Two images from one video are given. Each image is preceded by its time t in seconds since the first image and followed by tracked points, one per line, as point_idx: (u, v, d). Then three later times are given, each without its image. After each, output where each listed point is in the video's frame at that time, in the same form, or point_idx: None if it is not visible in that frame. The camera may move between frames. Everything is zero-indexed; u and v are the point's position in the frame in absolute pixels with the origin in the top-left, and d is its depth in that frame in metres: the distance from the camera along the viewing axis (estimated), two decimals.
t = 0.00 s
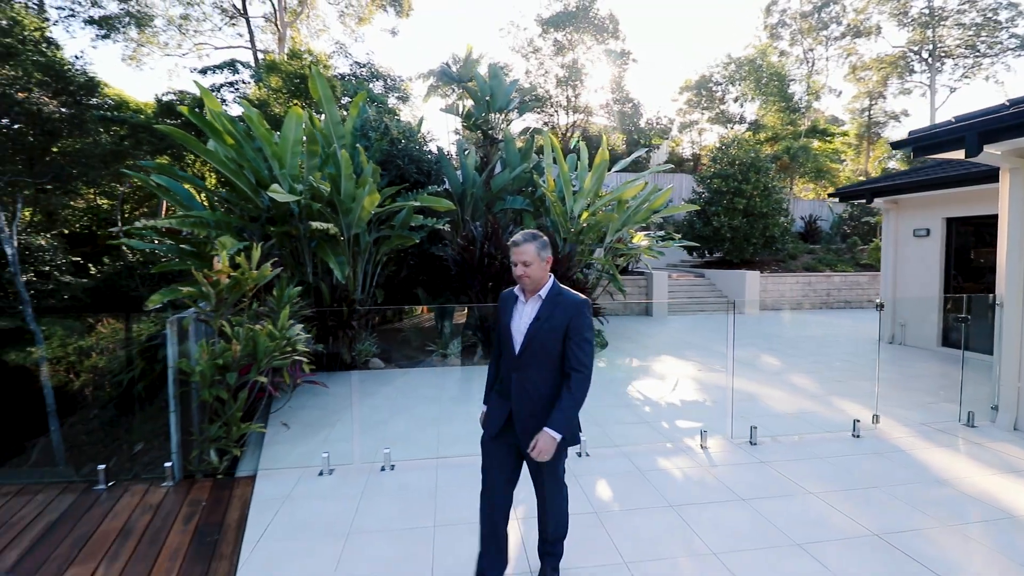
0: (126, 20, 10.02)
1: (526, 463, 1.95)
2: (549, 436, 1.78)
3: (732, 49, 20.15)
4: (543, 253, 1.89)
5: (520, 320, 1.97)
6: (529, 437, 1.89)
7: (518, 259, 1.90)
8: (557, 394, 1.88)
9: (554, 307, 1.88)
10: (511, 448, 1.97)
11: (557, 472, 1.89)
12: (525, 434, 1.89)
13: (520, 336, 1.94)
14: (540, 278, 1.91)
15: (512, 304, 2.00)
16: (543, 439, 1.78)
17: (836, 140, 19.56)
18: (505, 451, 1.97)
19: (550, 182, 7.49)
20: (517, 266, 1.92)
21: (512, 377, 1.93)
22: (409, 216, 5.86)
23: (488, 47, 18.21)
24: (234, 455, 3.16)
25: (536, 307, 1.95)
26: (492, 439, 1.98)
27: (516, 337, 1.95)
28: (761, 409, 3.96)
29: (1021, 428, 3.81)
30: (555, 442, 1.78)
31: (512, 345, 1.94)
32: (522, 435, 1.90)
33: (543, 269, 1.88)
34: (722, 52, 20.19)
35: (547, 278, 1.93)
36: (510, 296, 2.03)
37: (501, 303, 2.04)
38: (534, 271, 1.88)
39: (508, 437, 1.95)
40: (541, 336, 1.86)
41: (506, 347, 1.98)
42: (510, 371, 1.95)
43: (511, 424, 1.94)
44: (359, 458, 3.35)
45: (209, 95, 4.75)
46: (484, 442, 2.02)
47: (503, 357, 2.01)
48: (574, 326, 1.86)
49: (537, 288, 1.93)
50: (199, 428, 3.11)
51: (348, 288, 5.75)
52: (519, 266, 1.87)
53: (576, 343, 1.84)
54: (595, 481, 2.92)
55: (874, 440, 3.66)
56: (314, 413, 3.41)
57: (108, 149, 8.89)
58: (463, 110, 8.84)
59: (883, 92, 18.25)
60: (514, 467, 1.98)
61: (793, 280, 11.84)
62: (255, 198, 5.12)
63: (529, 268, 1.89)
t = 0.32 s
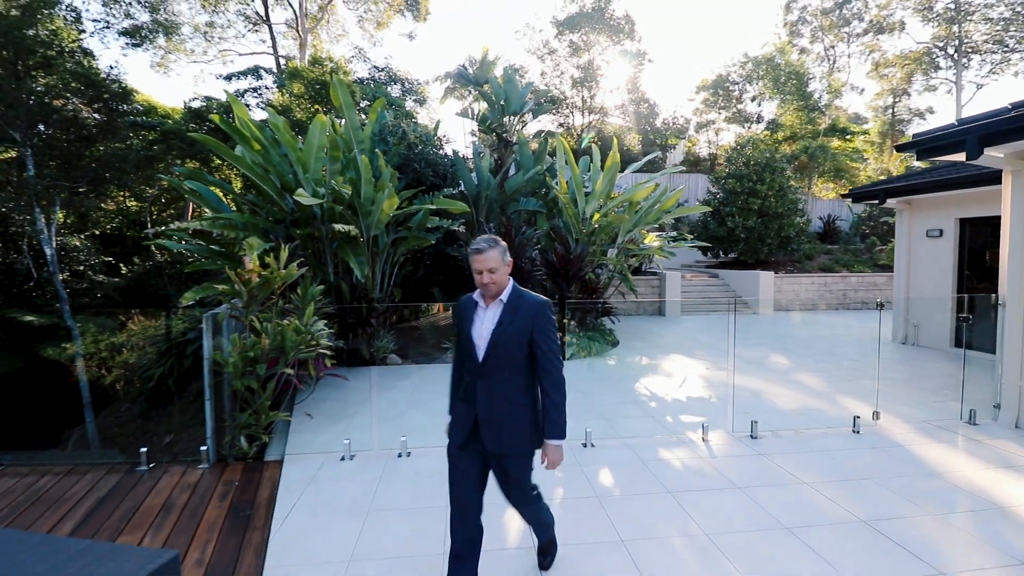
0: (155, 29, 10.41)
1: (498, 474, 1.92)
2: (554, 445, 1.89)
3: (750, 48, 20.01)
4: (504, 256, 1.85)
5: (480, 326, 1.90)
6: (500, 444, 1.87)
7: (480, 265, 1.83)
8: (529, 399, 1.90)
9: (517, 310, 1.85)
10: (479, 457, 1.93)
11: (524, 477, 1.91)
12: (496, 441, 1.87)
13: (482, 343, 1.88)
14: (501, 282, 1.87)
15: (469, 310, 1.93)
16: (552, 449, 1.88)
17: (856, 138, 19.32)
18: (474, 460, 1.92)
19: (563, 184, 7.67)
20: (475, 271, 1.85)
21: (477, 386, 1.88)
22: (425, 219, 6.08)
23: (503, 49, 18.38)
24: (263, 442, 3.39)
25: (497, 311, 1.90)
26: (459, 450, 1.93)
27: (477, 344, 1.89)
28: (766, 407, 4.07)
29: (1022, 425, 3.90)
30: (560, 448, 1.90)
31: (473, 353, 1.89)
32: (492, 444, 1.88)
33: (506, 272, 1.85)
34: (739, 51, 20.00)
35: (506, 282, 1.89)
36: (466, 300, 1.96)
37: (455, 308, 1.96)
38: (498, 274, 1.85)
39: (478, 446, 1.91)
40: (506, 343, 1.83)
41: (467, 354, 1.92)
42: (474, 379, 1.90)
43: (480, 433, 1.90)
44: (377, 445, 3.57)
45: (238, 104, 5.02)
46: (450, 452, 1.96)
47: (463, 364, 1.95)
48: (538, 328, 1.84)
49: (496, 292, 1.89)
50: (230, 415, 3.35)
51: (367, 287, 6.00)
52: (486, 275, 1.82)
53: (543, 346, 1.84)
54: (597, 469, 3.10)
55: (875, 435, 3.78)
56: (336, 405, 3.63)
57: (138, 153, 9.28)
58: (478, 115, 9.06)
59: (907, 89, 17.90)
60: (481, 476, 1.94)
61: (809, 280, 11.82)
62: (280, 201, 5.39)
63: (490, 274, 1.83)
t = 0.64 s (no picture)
0: (182, 38, 10.84)
1: (472, 474, 1.92)
2: (539, 432, 1.95)
3: (766, 46, 19.91)
4: (482, 254, 1.88)
5: (461, 322, 1.95)
6: (481, 441, 1.89)
7: (461, 265, 1.86)
8: (508, 393, 1.96)
9: (494, 308, 1.92)
10: (460, 454, 1.95)
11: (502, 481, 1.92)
12: (478, 438, 1.89)
13: (461, 341, 1.93)
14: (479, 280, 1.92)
15: (446, 309, 1.95)
16: (536, 434, 1.94)
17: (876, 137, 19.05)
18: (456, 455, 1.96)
19: (574, 186, 7.85)
20: (455, 270, 1.88)
21: (457, 383, 1.92)
22: (439, 221, 6.32)
23: (517, 51, 18.56)
24: (289, 429, 3.64)
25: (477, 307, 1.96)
26: (444, 445, 1.98)
27: (457, 342, 1.93)
28: (765, 405, 4.25)
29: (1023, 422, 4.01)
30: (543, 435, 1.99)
31: (453, 351, 1.92)
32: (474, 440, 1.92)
33: (486, 269, 1.89)
34: (755, 50, 19.82)
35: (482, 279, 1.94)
36: (439, 298, 1.97)
37: (429, 307, 1.96)
38: (480, 272, 1.89)
39: (460, 442, 1.95)
40: (486, 340, 1.89)
41: (444, 353, 1.94)
42: (453, 377, 1.93)
43: (462, 430, 1.93)
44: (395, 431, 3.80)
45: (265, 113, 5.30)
46: (440, 451, 1.99)
47: (439, 363, 1.97)
48: (516, 324, 1.92)
49: (473, 291, 1.94)
50: (259, 403, 3.60)
51: (384, 286, 6.24)
52: (473, 270, 1.84)
53: (521, 341, 1.92)
54: (600, 457, 3.29)
55: (874, 430, 3.90)
56: (355, 397, 3.87)
57: (168, 158, 9.81)
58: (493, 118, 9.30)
59: (931, 85, 17.58)
60: (461, 473, 1.97)
61: (823, 281, 11.79)
62: (303, 204, 5.66)
63: (469, 272, 1.87)
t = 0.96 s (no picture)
0: (214, 46, 11.28)
1: (464, 484, 1.89)
2: (526, 444, 1.92)
3: (790, 44, 19.71)
4: (488, 258, 1.85)
5: (461, 328, 1.89)
6: (473, 452, 1.84)
7: (468, 265, 1.81)
8: (503, 402, 1.92)
9: (495, 314, 1.87)
10: (450, 464, 1.91)
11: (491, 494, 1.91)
12: (472, 448, 1.84)
13: (460, 347, 1.87)
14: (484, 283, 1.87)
15: (446, 312, 1.88)
16: (523, 446, 1.91)
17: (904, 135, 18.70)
18: (448, 465, 1.91)
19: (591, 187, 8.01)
20: (462, 272, 1.83)
21: (453, 390, 1.86)
22: (459, 222, 6.53)
23: (536, 53, 18.71)
24: (319, 418, 3.89)
25: (477, 313, 1.90)
26: (434, 455, 1.93)
27: (455, 347, 1.87)
28: (778, 404, 4.35)
29: None
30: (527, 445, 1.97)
31: (452, 357, 1.86)
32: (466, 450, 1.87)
33: (491, 273, 1.85)
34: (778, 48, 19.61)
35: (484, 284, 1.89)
36: (438, 301, 1.90)
37: (427, 310, 1.89)
38: (484, 276, 1.85)
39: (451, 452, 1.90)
40: (486, 347, 1.84)
41: (441, 358, 1.87)
42: (448, 384, 1.87)
43: (456, 441, 1.88)
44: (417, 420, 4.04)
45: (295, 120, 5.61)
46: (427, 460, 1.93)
47: (435, 369, 1.90)
48: (516, 331, 1.89)
49: (475, 297, 1.89)
50: (291, 393, 3.86)
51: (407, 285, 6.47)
52: (484, 271, 1.81)
53: (519, 349, 1.89)
54: (610, 449, 3.46)
55: (882, 428, 4.00)
56: (379, 390, 4.17)
57: (203, 163, 10.19)
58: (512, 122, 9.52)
59: (963, 81, 17.17)
60: (452, 482, 1.94)
61: (845, 281, 11.68)
62: (330, 206, 5.95)
63: (475, 274, 1.83)
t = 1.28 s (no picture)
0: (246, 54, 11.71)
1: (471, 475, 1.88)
2: (515, 436, 1.78)
3: (815, 41, 19.48)
4: (492, 250, 1.83)
5: (465, 323, 1.86)
6: (479, 445, 1.83)
7: (471, 257, 1.79)
8: (507, 397, 1.87)
9: (500, 306, 1.84)
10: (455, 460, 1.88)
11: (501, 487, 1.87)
12: (480, 442, 1.82)
13: (466, 340, 1.85)
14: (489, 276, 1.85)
15: (451, 306, 1.87)
16: (510, 439, 1.77)
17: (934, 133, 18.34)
18: (454, 461, 1.87)
19: (610, 188, 8.16)
20: (465, 265, 1.81)
21: (459, 383, 1.84)
22: (480, 223, 6.76)
23: (556, 55, 18.81)
24: (349, 408, 4.18)
25: (481, 307, 1.86)
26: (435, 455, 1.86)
27: (462, 339, 1.85)
28: (791, 400, 4.49)
29: None
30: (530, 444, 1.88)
31: (458, 351, 1.84)
32: (474, 445, 1.84)
33: (495, 265, 1.82)
34: (802, 46, 19.53)
35: (489, 277, 1.87)
36: (443, 295, 1.90)
37: (433, 305, 1.89)
38: (488, 267, 1.82)
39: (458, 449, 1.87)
40: (491, 339, 1.81)
41: (447, 351, 1.85)
42: (456, 378, 1.85)
43: (462, 434, 1.86)
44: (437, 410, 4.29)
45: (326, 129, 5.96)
46: (428, 457, 1.87)
47: (443, 363, 1.88)
48: (522, 323, 1.84)
49: (480, 289, 1.86)
50: (324, 383, 4.15)
51: (431, 284, 6.70)
52: (488, 263, 1.79)
53: (525, 342, 1.84)
54: (623, 438, 3.65)
55: (890, 423, 4.17)
56: (403, 382, 4.38)
57: (237, 167, 10.59)
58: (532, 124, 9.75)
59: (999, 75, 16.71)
60: (457, 479, 1.89)
61: (869, 281, 11.56)
62: (357, 209, 6.24)
63: (479, 266, 1.80)
